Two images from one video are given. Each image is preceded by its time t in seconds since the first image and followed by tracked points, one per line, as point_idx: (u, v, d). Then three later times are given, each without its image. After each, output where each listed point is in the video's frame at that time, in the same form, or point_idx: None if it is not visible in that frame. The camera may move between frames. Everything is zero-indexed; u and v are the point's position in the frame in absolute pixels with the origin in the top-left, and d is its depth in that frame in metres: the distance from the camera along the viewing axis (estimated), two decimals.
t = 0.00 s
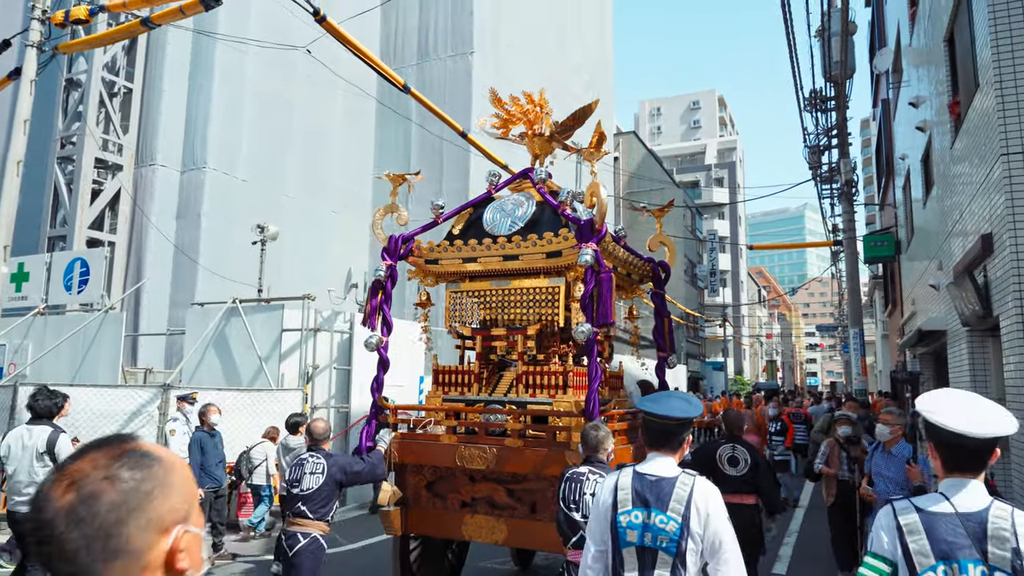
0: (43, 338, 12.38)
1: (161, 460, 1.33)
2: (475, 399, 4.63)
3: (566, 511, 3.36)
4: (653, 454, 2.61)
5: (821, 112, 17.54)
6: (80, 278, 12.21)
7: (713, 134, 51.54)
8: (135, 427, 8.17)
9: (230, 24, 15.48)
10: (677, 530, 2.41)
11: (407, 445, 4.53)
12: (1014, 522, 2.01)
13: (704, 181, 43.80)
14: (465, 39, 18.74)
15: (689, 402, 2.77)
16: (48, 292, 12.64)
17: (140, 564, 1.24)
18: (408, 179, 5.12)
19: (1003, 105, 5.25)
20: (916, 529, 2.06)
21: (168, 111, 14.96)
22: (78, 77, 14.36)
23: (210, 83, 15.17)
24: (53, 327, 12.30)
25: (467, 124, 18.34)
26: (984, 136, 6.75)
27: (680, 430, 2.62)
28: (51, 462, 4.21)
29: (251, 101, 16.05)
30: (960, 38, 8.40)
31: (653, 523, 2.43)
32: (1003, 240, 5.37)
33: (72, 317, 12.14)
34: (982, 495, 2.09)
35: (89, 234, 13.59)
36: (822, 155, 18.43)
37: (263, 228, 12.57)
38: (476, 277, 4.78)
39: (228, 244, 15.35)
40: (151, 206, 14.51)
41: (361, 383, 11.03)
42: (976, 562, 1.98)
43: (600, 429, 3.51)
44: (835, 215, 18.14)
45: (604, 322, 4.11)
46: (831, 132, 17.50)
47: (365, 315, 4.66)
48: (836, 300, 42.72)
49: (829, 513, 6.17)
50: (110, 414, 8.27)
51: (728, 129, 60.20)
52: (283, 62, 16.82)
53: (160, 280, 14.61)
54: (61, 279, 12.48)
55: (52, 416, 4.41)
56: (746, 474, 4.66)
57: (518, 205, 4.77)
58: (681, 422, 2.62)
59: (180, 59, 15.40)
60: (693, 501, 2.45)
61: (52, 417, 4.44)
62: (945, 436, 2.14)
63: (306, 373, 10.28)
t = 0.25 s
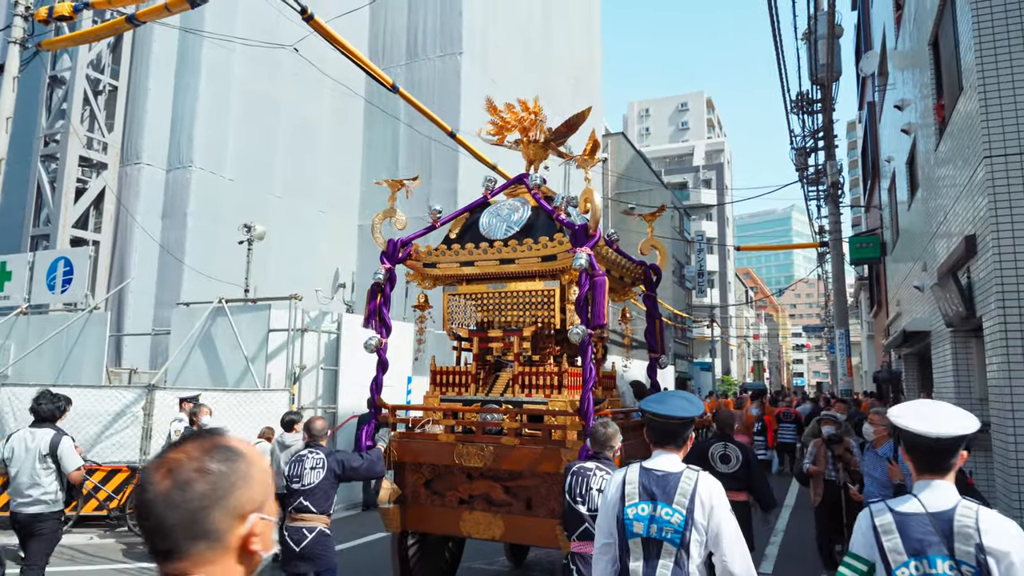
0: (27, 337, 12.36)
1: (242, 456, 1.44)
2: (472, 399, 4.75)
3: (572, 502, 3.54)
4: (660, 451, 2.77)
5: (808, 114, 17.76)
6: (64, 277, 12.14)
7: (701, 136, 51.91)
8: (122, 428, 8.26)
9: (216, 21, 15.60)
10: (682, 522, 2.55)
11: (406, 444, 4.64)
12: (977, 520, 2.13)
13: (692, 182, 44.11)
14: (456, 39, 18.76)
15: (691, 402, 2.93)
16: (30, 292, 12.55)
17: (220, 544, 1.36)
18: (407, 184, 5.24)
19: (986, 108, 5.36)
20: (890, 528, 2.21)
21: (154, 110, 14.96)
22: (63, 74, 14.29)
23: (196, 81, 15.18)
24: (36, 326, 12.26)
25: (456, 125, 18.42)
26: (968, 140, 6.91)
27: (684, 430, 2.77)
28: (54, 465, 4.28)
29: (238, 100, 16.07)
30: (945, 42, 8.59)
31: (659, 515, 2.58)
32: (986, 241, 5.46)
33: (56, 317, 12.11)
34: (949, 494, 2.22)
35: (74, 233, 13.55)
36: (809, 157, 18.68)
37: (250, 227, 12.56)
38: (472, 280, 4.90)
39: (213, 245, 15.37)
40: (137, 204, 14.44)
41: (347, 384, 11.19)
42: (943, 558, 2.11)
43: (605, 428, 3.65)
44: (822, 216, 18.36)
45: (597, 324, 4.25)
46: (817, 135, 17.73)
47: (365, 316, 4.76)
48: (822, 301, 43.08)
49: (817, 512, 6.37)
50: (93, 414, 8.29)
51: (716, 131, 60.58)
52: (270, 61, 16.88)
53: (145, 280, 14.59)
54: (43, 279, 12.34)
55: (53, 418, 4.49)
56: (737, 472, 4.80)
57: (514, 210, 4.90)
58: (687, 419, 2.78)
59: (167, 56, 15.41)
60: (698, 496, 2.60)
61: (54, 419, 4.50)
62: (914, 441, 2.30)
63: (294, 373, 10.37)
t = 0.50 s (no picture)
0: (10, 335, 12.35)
1: (332, 459, 1.48)
2: (469, 399, 4.87)
3: (572, 496, 3.69)
4: (651, 451, 2.89)
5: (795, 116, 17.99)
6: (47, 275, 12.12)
7: (690, 137, 52.27)
8: (105, 429, 8.29)
9: (203, 18, 15.60)
10: (671, 517, 2.69)
11: (404, 443, 4.74)
12: (938, 503, 2.27)
13: (680, 183, 44.42)
14: (444, 38, 18.85)
15: (679, 402, 3.06)
16: (13, 290, 12.54)
17: (313, 538, 1.43)
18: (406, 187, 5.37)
19: (971, 113, 5.41)
20: (861, 518, 2.37)
21: (139, 106, 14.86)
22: (45, 70, 14.24)
23: (182, 78, 15.15)
24: (19, 325, 12.27)
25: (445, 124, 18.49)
26: (952, 142, 7.06)
27: (672, 429, 2.89)
28: (50, 460, 4.26)
29: (224, 96, 16.06)
30: (929, 47, 8.80)
31: (650, 512, 2.72)
32: (970, 245, 5.51)
33: (38, 316, 12.09)
34: (914, 481, 2.38)
35: (56, 230, 13.52)
36: (796, 158, 18.92)
37: (237, 225, 12.59)
38: (470, 283, 5.01)
39: (198, 244, 15.35)
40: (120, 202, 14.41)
41: (336, 387, 11.35)
42: (908, 541, 2.26)
43: (603, 426, 3.79)
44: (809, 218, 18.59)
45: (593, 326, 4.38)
46: (804, 137, 17.96)
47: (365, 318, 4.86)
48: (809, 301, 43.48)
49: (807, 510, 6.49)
50: (75, 415, 8.23)
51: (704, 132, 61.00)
52: (256, 58, 16.86)
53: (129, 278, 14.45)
54: (26, 277, 12.40)
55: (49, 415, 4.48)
56: (723, 469, 4.95)
57: (511, 215, 5.02)
58: (677, 418, 2.90)
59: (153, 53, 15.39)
60: (686, 492, 2.72)
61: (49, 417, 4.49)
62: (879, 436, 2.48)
63: (281, 372, 10.49)
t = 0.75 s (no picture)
0: None
1: (400, 449, 1.71)
2: (467, 399, 5.00)
3: (567, 496, 3.82)
4: (644, 443, 3.04)
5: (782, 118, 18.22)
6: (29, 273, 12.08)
7: (678, 138, 52.60)
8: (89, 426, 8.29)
9: (190, 13, 15.59)
10: (661, 504, 2.87)
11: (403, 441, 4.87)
12: (920, 493, 2.47)
13: (668, 184, 44.71)
14: (434, 36, 18.94)
15: (673, 397, 3.18)
16: None
17: (377, 518, 1.63)
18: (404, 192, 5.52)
19: (956, 116, 5.54)
20: (852, 508, 2.62)
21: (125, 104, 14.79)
22: (29, 66, 14.20)
23: (168, 74, 15.14)
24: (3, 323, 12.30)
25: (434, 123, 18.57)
26: (936, 144, 7.27)
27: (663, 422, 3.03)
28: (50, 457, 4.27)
29: (211, 93, 16.06)
30: (915, 50, 9.02)
31: (642, 499, 2.91)
32: (955, 245, 5.64)
33: (22, 314, 12.10)
34: (903, 475, 2.59)
35: (40, 227, 13.48)
36: (782, 159, 19.16)
37: (222, 224, 12.62)
38: (468, 285, 5.14)
39: (186, 243, 15.36)
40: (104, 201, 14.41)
41: (322, 386, 11.39)
42: (891, 528, 2.49)
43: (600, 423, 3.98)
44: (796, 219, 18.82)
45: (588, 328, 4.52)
46: (791, 138, 18.20)
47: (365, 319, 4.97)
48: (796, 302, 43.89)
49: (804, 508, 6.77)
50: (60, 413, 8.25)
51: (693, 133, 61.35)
52: (244, 55, 16.83)
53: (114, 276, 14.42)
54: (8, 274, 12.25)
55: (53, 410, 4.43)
56: (707, 466, 5.13)
57: (508, 219, 5.14)
58: (668, 412, 3.02)
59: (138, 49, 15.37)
60: (675, 481, 2.88)
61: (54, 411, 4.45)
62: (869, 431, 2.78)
63: (267, 371, 10.54)
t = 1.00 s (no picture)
0: None
1: (424, 450, 1.85)
2: (464, 400, 5.12)
3: (562, 495, 3.94)
4: (652, 445, 3.18)
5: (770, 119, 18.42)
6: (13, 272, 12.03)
7: (667, 138, 52.98)
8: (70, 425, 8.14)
9: (178, 10, 15.56)
10: (669, 502, 2.99)
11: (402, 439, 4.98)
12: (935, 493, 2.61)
13: (657, 184, 45.01)
14: (423, 35, 19.00)
15: (679, 399, 3.29)
16: None
17: (401, 512, 1.76)
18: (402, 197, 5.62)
19: (942, 119, 5.69)
20: (868, 505, 2.65)
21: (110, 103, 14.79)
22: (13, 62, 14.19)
23: (155, 72, 15.12)
24: None
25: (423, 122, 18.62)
26: (922, 146, 7.45)
27: (670, 424, 3.16)
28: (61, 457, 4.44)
29: (198, 90, 16.03)
30: (902, 52, 9.19)
31: (650, 497, 3.03)
32: (941, 246, 5.79)
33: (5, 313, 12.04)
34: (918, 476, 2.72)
35: (24, 225, 13.41)
36: (771, 160, 19.38)
37: (209, 222, 12.57)
38: (465, 288, 5.26)
39: (172, 243, 15.34)
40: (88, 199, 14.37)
41: (309, 386, 11.35)
42: (907, 526, 2.54)
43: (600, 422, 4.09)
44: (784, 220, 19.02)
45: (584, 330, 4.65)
46: (779, 139, 18.41)
47: (364, 321, 5.07)
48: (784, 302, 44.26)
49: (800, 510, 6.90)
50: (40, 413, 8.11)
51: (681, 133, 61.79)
52: (231, 53, 16.80)
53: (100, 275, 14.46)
54: None
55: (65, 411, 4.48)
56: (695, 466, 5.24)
57: (504, 223, 5.26)
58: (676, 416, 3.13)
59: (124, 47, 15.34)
60: (681, 480, 3.00)
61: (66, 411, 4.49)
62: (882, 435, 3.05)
63: (254, 371, 10.51)
